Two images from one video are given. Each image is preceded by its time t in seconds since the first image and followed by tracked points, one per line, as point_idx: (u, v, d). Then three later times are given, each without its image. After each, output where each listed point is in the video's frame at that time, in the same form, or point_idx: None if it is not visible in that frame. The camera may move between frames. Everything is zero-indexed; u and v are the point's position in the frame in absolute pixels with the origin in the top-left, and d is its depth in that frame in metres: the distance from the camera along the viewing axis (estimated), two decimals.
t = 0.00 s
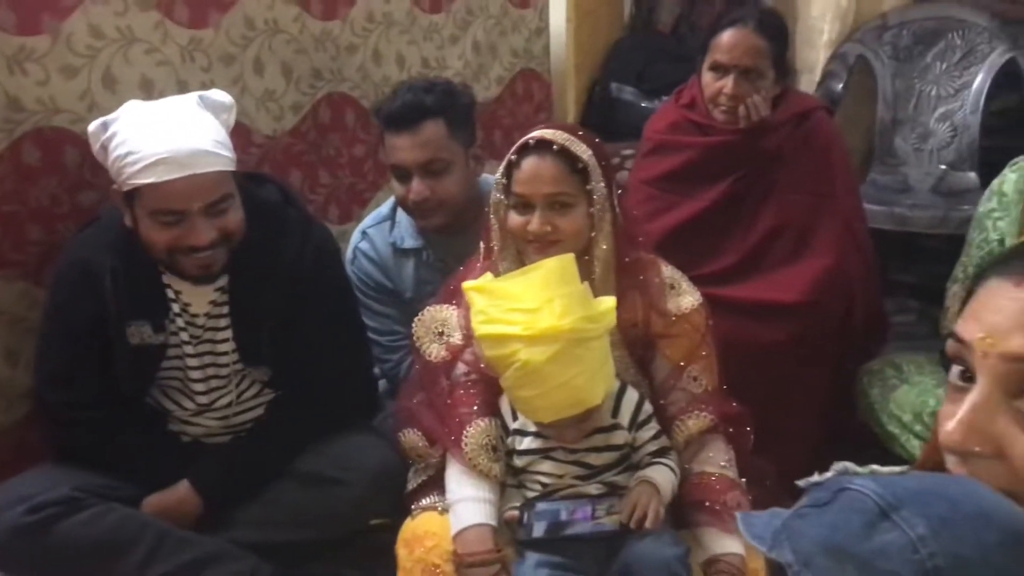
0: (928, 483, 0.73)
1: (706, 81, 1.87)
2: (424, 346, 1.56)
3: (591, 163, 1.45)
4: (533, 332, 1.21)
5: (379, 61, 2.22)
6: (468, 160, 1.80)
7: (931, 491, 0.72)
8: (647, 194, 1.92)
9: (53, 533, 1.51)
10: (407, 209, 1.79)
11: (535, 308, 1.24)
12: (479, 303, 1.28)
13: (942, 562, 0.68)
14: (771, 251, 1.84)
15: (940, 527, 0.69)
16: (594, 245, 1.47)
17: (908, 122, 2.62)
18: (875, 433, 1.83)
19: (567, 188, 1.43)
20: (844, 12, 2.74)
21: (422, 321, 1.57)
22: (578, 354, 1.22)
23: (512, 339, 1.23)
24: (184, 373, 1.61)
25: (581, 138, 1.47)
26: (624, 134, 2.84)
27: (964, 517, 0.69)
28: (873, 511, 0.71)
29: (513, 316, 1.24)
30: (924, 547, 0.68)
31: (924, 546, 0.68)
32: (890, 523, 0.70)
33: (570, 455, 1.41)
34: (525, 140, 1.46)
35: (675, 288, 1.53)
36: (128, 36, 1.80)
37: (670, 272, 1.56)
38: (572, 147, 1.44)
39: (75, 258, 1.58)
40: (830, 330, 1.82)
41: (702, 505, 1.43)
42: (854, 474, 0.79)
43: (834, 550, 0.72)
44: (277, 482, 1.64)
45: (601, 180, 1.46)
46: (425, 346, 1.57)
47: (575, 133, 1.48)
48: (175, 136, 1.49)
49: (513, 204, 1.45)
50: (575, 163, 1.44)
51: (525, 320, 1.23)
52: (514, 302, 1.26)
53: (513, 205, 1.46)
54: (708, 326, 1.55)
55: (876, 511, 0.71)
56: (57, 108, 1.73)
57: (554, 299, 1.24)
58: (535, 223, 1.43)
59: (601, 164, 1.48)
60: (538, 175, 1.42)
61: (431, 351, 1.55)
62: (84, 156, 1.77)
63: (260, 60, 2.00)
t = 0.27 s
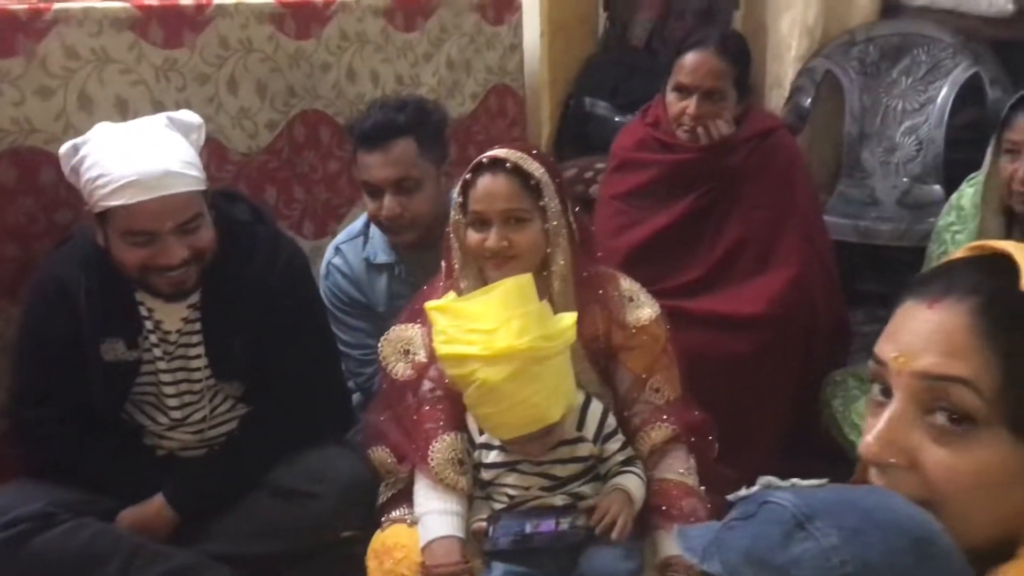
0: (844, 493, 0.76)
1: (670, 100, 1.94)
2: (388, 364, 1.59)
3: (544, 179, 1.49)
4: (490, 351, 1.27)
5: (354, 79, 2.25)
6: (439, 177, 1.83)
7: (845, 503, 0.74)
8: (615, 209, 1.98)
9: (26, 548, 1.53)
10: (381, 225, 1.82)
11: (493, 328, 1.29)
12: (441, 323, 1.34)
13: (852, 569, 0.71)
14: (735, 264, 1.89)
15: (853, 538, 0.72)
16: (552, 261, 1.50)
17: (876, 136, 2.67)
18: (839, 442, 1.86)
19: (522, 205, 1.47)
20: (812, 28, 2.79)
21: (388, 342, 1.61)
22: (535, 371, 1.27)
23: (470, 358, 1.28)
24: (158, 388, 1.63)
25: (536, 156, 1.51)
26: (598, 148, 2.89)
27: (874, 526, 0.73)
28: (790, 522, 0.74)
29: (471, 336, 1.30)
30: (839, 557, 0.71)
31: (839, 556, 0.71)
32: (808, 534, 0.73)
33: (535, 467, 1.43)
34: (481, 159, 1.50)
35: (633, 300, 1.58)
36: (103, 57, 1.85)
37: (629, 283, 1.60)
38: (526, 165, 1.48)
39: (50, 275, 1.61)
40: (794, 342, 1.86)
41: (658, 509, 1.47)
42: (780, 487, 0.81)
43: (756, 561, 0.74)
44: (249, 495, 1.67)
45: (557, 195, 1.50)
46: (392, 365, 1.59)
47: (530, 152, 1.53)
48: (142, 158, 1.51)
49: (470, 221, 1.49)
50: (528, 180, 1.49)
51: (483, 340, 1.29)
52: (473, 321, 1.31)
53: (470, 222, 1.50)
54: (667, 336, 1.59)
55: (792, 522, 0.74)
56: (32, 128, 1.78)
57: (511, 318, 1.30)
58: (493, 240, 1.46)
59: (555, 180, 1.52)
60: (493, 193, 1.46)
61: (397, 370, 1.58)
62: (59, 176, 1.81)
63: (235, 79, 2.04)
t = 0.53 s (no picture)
0: (761, 498, 0.83)
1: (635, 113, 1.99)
2: (353, 374, 1.63)
3: (485, 194, 1.53)
4: (450, 361, 1.34)
5: (325, 90, 2.28)
6: (406, 188, 1.87)
7: (760, 507, 0.81)
8: (581, 220, 2.02)
9: None
10: (348, 236, 1.86)
11: (455, 339, 1.37)
12: (408, 329, 1.43)
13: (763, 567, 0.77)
14: (699, 273, 1.94)
15: (766, 538, 0.78)
16: (501, 273, 1.54)
17: (841, 143, 2.75)
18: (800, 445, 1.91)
19: (461, 220, 1.51)
20: (779, 37, 2.84)
21: (352, 354, 1.64)
22: (492, 383, 1.34)
23: (430, 366, 1.36)
24: (130, 398, 1.66)
25: (478, 173, 1.56)
26: (570, 155, 2.93)
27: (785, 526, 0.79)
28: (710, 525, 0.81)
29: (434, 345, 1.38)
30: (751, 554, 0.78)
31: (751, 554, 0.78)
32: (724, 535, 0.79)
33: (498, 474, 1.47)
34: (425, 178, 1.56)
35: (590, 306, 1.62)
36: (74, 70, 1.87)
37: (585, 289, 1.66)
38: (465, 182, 1.53)
39: (23, 288, 1.64)
40: (755, 349, 1.90)
41: (617, 510, 1.51)
42: (708, 494, 0.88)
43: (679, 562, 0.80)
44: (220, 502, 1.70)
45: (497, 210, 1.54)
46: (355, 375, 1.63)
47: (475, 169, 1.58)
48: (110, 180, 1.53)
49: (418, 238, 1.55)
50: (469, 197, 1.53)
51: (445, 350, 1.36)
52: (437, 330, 1.39)
53: (419, 239, 1.55)
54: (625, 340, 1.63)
55: (713, 524, 0.81)
56: (4, 142, 1.80)
57: (472, 331, 1.37)
58: (438, 257, 1.51)
59: (496, 194, 1.56)
60: (435, 211, 1.51)
61: (361, 381, 1.61)
62: (32, 189, 1.83)
63: (207, 92, 2.08)
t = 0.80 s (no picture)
0: (687, 486, 0.86)
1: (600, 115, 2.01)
2: (319, 377, 1.65)
3: (447, 194, 1.58)
4: (410, 364, 1.40)
5: (298, 90, 2.30)
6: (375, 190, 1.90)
7: (684, 493, 0.84)
8: (549, 220, 2.05)
9: None
10: (317, 236, 1.88)
11: (414, 342, 1.42)
12: (369, 331, 1.48)
13: (684, 548, 0.80)
14: (664, 271, 1.98)
15: (688, 521, 0.81)
16: (465, 271, 1.60)
17: (809, 142, 2.79)
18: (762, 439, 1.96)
19: (426, 220, 1.56)
20: (749, 38, 2.88)
21: (317, 357, 1.66)
22: (452, 384, 1.40)
23: (392, 369, 1.42)
24: (102, 397, 1.69)
25: (440, 174, 1.61)
26: (544, 153, 2.98)
27: (709, 510, 0.82)
28: (637, 510, 0.84)
29: (395, 347, 1.43)
30: (673, 536, 0.81)
31: (674, 535, 0.81)
32: (649, 519, 0.83)
33: (462, 471, 1.51)
34: (385, 180, 1.59)
35: (548, 301, 1.68)
36: (46, 72, 1.93)
37: (542, 287, 1.69)
38: (429, 183, 1.58)
39: None
40: (720, 346, 1.94)
41: (578, 505, 1.55)
42: (641, 483, 0.92)
43: (608, 545, 0.84)
44: (192, 500, 1.73)
45: (460, 209, 1.59)
46: (320, 378, 1.65)
47: (434, 171, 1.63)
48: (62, 189, 1.55)
49: (381, 240, 1.59)
50: (433, 197, 1.58)
51: (404, 353, 1.42)
52: (398, 333, 1.44)
53: (382, 240, 1.59)
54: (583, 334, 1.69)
55: (639, 509, 0.84)
56: None
57: (430, 334, 1.42)
58: (404, 257, 1.55)
59: (457, 195, 1.61)
60: (399, 211, 1.55)
61: (327, 383, 1.64)
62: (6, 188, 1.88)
63: (179, 93, 2.12)
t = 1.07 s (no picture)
0: (644, 461, 0.94)
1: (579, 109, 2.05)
2: (301, 369, 1.69)
3: (430, 187, 1.63)
4: (387, 357, 1.44)
5: (282, 84, 2.33)
6: (357, 183, 1.93)
7: (642, 469, 0.92)
8: (530, 213, 2.09)
9: None
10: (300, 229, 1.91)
11: (390, 336, 1.46)
12: (347, 326, 1.52)
13: (642, 519, 0.88)
14: (642, 263, 2.02)
15: (645, 494, 0.89)
16: (445, 262, 1.65)
17: (788, 135, 2.84)
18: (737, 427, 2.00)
19: (411, 212, 1.60)
20: (729, 32, 2.91)
21: (300, 350, 1.70)
22: (427, 374, 1.44)
23: (369, 363, 1.45)
24: (89, 388, 1.72)
25: (420, 168, 1.66)
26: (528, 145, 3.02)
27: (665, 484, 0.90)
28: (598, 484, 0.92)
29: (371, 342, 1.47)
30: (632, 508, 0.88)
31: (632, 507, 0.88)
32: (609, 493, 0.90)
33: (441, 459, 1.55)
34: (369, 174, 1.63)
35: (525, 293, 1.71)
36: (32, 67, 1.96)
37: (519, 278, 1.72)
38: (411, 176, 1.62)
39: None
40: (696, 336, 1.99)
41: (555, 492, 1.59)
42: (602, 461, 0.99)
43: (571, 518, 0.91)
44: (178, 487, 1.77)
45: (442, 202, 1.64)
46: (303, 370, 1.69)
47: (415, 164, 1.67)
48: (48, 186, 1.57)
49: (364, 232, 1.62)
50: (415, 189, 1.62)
51: (381, 347, 1.45)
52: (374, 327, 1.48)
53: (365, 232, 1.63)
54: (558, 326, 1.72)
55: (600, 484, 0.92)
56: None
57: (406, 327, 1.46)
58: (388, 248, 1.59)
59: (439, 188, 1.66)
60: (384, 204, 1.59)
61: (309, 374, 1.68)
62: None
63: (164, 87, 2.14)
